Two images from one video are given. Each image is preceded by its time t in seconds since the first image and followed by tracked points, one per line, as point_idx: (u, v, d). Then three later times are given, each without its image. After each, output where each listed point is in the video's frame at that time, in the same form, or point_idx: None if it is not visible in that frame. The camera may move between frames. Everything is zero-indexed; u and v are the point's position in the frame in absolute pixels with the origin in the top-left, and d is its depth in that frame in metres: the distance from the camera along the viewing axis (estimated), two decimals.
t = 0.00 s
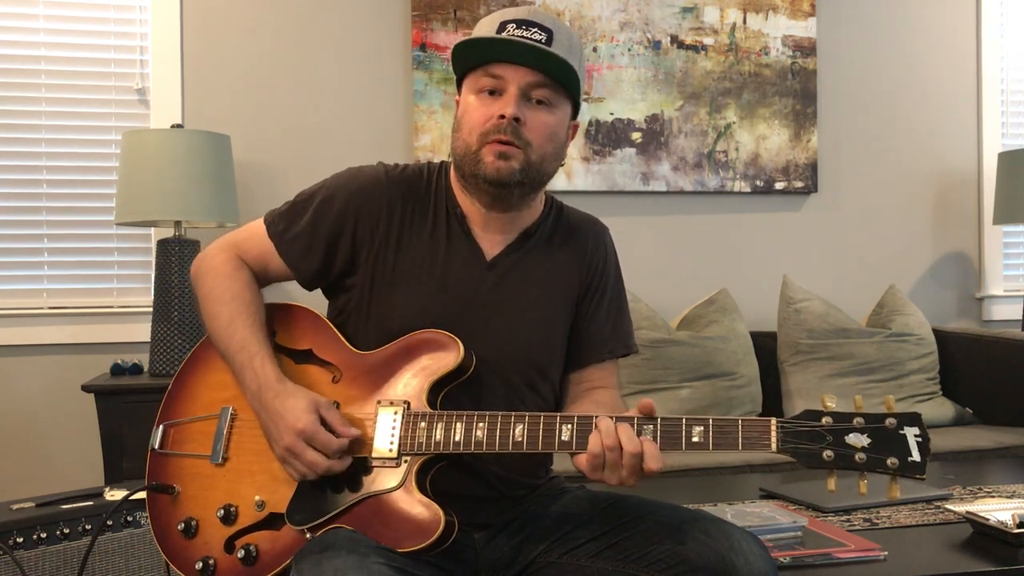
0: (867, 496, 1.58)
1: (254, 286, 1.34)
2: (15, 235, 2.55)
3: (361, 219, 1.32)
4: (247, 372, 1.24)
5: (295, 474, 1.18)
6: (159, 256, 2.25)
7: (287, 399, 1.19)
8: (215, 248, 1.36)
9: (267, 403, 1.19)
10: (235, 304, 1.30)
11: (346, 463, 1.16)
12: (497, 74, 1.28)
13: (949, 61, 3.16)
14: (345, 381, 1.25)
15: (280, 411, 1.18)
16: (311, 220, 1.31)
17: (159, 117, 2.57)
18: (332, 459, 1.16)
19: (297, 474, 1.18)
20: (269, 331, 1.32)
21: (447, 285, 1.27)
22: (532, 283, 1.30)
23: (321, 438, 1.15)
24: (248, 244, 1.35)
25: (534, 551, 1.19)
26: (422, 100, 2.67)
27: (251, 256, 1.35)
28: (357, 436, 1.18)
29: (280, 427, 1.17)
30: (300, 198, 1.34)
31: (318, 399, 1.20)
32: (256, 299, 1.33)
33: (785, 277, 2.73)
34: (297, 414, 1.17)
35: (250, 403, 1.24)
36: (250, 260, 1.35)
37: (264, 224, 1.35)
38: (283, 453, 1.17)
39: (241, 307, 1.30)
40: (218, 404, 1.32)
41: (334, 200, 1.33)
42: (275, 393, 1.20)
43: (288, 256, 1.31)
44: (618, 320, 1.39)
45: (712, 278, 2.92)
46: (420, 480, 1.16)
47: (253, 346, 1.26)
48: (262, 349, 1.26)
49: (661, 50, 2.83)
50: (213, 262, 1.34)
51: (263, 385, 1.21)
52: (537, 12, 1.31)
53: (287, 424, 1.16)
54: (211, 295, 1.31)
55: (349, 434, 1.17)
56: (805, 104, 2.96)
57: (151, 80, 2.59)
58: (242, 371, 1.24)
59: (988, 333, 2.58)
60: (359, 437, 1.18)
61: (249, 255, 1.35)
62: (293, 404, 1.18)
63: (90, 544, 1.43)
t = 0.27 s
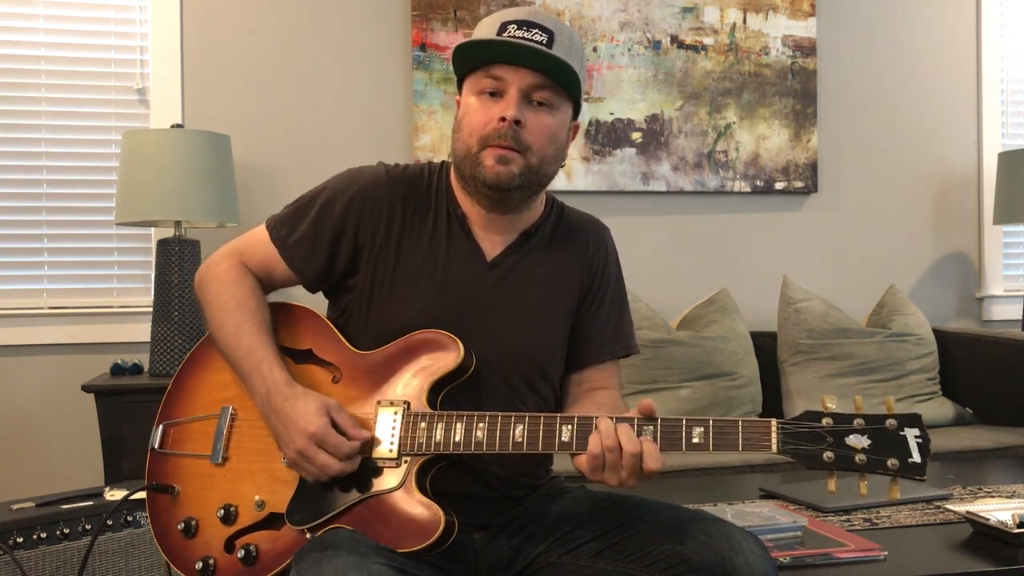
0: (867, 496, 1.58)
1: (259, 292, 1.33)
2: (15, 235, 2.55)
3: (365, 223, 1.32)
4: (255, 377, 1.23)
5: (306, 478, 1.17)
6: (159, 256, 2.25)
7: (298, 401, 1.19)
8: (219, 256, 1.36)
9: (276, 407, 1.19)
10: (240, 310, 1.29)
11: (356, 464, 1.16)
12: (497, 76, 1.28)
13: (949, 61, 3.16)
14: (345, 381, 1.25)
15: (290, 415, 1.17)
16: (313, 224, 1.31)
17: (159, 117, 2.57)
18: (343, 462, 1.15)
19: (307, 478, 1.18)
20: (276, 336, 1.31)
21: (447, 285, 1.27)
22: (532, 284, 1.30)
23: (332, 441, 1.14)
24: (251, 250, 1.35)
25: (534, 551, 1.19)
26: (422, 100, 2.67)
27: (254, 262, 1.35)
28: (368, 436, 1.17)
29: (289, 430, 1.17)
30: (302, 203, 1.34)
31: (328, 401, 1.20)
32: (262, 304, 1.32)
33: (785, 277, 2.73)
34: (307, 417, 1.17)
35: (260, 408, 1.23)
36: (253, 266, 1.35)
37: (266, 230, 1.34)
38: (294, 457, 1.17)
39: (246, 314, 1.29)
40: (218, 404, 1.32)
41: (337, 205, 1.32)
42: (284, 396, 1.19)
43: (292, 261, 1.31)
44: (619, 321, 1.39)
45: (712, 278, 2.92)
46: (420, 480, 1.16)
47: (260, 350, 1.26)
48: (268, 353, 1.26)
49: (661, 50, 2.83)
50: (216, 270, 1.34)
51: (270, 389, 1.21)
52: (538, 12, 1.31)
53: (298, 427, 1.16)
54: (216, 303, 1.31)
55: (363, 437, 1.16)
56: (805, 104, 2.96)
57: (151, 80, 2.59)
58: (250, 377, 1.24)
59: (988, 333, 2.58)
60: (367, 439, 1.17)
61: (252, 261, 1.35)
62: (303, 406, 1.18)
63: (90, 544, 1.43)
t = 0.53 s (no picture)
0: (867, 496, 1.58)
1: (260, 293, 1.33)
2: (15, 235, 2.55)
3: (365, 221, 1.32)
4: (256, 377, 1.23)
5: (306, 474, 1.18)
6: (159, 256, 2.25)
7: (295, 400, 1.18)
8: (220, 254, 1.36)
9: (275, 406, 1.19)
10: (240, 309, 1.29)
11: (346, 469, 1.16)
12: (499, 77, 1.28)
13: (949, 61, 3.16)
14: (345, 382, 1.25)
15: (287, 414, 1.17)
16: (313, 224, 1.31)
17: (159, 117, 2.57)
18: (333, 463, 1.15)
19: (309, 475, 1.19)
20: (276, 336, 1.31)
21: (447, 285, 1.27)
22: (533, 284, 1.30)
23: (325, 441, 1.14)
24: (252, 250, 1.35)
25: (534, 551, 1.19)
26: (422, 100, 2.67)
27: (255, 262, 1.35)
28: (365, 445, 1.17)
29: (286, 429, 1.17)
30: (302, 203, 1.34)
31: (326, 403, 1.19)
32: (263, 304, 1.32)
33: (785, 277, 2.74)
34: (304, 415, 1.16)
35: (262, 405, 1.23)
36: (254, 266, 1.35)
37: (267, 229, 1.35)
38: (291, 455, 1.17)
39: (246, 313, 1.29)
40: (218, 403, 1.32)
41: (337, 206, 1.32)
42: (283, 395, 1.19)
43: (291, 261, 1.31)
44: (619, 322, 1.39)
45: (712, 278, 2.92)
46: (420, 480, 1.16)
47: (260, 349, 1.26)
48: (268, 352, 1.25)
49: (661, 50, 2.83)
50: (218, 268, 1.34)
51: (269, 387, 1.21)
52: (539, 13, 1.31)
53: (294, 425, 1.16)
54: (218, 301, 1.31)
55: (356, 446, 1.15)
56: (805, 104, 2.96)
57: (151, 80, 2.59)
58: (252, 376, 1.24)
59: (988, 333, 2.58)
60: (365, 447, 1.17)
61: (253, 262, 1.35)
62: (300, 405, 1.18)
63: (90, 544, 1.43)
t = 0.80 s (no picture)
0: (867, 496, 1.58)
1: (256, 283, 1.34)
2: (15, 235, 2.55)
3: (361, 218, 1.32)
4: (249, 365, 1.24)
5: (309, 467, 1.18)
6: (159, 256, 2.25)
7: (286, 387, 1.19)
8: (215, 243, 1.37)
9: (266, 393, 1.20)
10: (235, 297, 1.30)
11: (342, 454, 1.16)
12: (501, 78, 1.28)
13: (949, 61, 3.16)
14: (345, 381, 1.25)
15: (278, 400, 1.18)
16: (310, 219, 1.31)
17: (159, 117, 2.57)
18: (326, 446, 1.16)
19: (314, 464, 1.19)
20: (270, 325, 1.32)
21: (447, 285, 1.27)
22: (532, 284, 1.30)
23: (315, 424, 1.16)
24: (247, 240, 1.35)
25: (534, 551, 1.19)
26: (422, 100, 2.67)
27: (251, 253, 1.35)
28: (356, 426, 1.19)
29: (277, 414, 1.18)
30: (299, 198, 1.34)
31: (316, 388, 1.21)
32: (257, 293, 1.33)
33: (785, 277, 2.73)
34: (294, 401, 1.17)
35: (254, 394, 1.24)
36: (250, 257, 1.35)
37: (263, 222, 1.35)
38: (280, 439, 1.18)
39: (240, 301, 1.30)
40: (218, 403, 1.32)
41: (332, 198, 1.33)
42: (274, 382, 1.20)
43: (286, 256, 1.32)
44: (618, 322, 1.39)
45: (712, 278, 2.92)
46: (420, 480, 1.16)
47: (254, 338, 1.27)
48: (261, 341, 1.26)
49: (661, 50, 2.83)
50: (212, 256, 1.35)
51: (261, 374, 1.22)
52: (541, 14, 1.31)
53: (284, 410, 1.17)
54: (212, 290, 1.31)
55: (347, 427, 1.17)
56: (805, 104, 2.96)
57: (151, 80, 2.59)
58: (243, 364, 1.25)
59: (988, 333, 2.58)
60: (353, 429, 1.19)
61: (248, 252, 1.35)
62: (291, 392, 1.19)
63: (90, 544, 1.43)
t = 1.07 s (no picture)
0: (868, 496, 1.58)
1: (260, 288, 1.34)
2: (15, 235, 2.55)
3: (362, 219, 1.32)
4: (258, 368, 1.24)
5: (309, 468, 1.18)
6: (159, 256, 2.25)
7: (301, 388, 1.19)
8: (217, 252, 1.37)
9: (280, 397, 1.20)
10: (242, 303, 1.30)
11: (359, 454, 1.16)
12: (499, 71, 1.28)
13: (949, 61, 3.16)
14: (345, 381, 1.25)
15: (294, 402, 1.18)
16: (311, 222, 1.32)
17: (159, 117, 2.57)
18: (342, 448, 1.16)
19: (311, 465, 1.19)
20: (276, 327, 1.32)
21: (447, 285, 1.27)
22: (532, 284, 1.30)
23: (334, 426, 1.15)
24: (248, 246, 1.35)
25: (534, 551, 1.19)
26: (422, 100, 2.67)
27: (252, 258, 1.35)
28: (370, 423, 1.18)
29: (293, 417, 1.18)
30: (300, 202, 1.35)
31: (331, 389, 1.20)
32: (262, 298, 1.33)
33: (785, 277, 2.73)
34: (310, 403, 1.17)
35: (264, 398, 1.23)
36: (252, 263, 1.35)
37: (263, 228, 1.35)
38: (296, 442, 1.18)
39: (247, 307, 1.30)
40: (219, 404, 1.32)
41: (333, 201, 1.33)
42: (288, 384, 1.20)
43: (287, 261, 1.32)
44: (619, 321, 1.39)
45: (712, 278, 2.92)
46: (420, 480, 1.16)
47: (263, 341, 1.26)
48: (270, 344, 1.26)
49: (661, 50, 2.83)
50: (216, 264, 1.35)
51: (272, 377, 1.22)
52: (536, 10, 1.32)
53: (302, 412, 1.17)
54: (218, 297, 1.31)
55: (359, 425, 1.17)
56: (805, 104, 2.96)
57: (151, 80, 2.59)
58: (253, 368, 1.24)
59: (988, 333, 2.58)
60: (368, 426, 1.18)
61: (249, 258, 1.35)
62: (306, 393, 1.18)
63: (90, 544, 1.43)
